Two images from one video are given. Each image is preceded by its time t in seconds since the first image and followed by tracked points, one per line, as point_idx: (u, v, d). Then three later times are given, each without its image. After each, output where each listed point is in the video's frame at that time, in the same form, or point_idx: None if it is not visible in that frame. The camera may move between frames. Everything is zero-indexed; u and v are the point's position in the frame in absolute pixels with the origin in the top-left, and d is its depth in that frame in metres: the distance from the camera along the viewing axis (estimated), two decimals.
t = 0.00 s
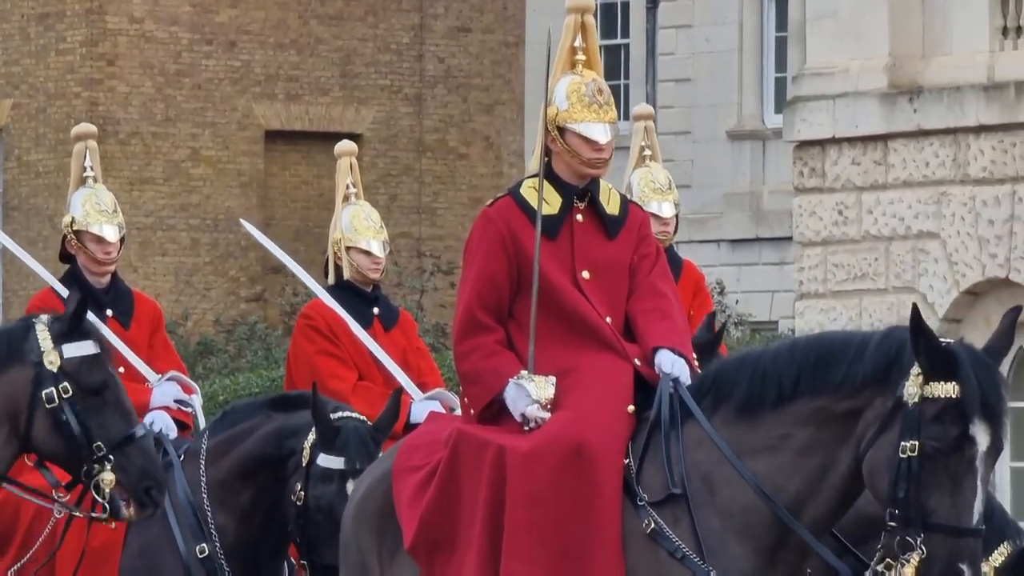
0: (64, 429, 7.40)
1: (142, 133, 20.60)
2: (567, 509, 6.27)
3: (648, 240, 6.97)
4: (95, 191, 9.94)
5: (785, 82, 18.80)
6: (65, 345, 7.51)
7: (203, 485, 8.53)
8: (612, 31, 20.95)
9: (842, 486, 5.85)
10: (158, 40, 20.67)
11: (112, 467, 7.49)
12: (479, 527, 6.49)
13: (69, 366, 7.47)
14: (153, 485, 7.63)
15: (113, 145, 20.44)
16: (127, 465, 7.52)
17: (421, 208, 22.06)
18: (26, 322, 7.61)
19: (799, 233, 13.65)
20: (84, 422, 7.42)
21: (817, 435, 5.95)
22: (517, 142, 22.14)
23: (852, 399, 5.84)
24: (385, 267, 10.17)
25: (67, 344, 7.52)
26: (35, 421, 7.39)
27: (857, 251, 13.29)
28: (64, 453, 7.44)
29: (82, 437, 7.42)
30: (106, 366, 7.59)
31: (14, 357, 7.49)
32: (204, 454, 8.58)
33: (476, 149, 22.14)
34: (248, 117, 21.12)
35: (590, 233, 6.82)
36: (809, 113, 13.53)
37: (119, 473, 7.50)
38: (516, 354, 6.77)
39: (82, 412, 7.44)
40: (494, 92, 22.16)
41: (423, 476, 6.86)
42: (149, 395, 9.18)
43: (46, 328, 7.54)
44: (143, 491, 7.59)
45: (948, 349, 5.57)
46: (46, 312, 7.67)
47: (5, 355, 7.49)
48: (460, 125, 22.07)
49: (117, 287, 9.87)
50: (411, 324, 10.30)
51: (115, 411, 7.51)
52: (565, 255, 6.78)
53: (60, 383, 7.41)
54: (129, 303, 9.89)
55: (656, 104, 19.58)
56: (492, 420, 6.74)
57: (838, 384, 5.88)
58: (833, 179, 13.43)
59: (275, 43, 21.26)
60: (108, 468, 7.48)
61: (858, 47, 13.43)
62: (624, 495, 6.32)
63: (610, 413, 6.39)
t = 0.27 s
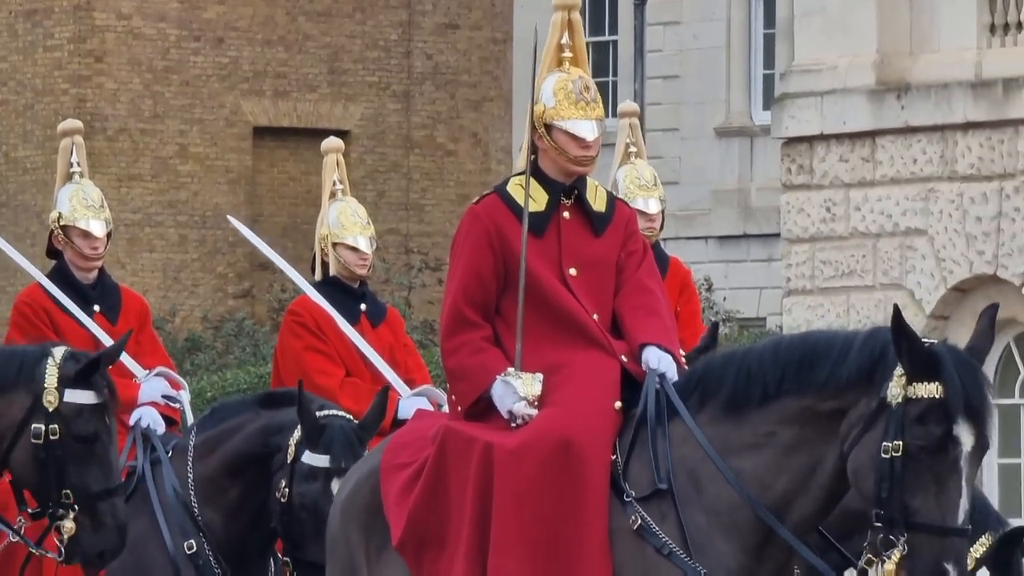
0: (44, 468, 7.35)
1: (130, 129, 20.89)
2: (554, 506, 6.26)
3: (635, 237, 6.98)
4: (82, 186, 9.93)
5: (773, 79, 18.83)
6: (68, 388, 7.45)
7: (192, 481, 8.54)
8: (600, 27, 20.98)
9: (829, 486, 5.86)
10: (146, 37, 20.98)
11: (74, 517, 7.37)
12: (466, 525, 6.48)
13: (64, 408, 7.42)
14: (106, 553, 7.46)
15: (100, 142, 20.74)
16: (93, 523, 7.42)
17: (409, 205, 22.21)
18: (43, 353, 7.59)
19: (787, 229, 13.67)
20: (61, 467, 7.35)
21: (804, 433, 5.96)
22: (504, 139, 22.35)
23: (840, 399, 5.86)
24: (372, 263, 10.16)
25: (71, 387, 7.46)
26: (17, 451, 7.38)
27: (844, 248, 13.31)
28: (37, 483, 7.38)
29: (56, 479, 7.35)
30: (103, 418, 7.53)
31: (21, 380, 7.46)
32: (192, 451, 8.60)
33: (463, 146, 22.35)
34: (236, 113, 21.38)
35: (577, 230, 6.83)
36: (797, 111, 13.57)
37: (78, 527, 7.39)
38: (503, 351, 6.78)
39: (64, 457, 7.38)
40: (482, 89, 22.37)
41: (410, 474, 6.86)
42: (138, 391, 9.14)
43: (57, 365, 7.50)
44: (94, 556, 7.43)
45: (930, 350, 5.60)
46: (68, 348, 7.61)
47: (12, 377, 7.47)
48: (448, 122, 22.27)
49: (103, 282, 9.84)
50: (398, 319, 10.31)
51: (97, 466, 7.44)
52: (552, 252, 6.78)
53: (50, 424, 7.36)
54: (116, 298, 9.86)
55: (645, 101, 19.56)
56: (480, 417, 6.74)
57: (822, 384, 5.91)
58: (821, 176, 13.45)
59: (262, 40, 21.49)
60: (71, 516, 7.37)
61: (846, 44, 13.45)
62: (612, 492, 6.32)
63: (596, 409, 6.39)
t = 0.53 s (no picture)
0: (23, 457, 7.60)
1: (118, 125, 20.96)
2: (540, 502, 6.26)
3: (622, 233, 6.98)
4: (69, 183, 9.94)
5: (761, 75, 18.85)
6: (43, 374, 7.68)
7: (179, 479, 8.52)
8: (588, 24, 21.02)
9: (815, 484, 5.90)
10: (133, 33, 21.05)
11: (58, 504, 7.62)
12: (453, 522, 6.47)
13: (42, 396, 7.66)
14: (95, 535, 7.67)
15: (89, 138, 20.82)
16: (77, 506, 7.65)
17: (398, 202, 22.21)
18: (18, 343, 7.83)
19: (774, 227, 13.67)
20: (40, 456, 7.60)
21: (791, 432, 5.98)
22: (493, 135, 22.35)
23: (827, 400, 5.87)
24: (361, 260, 10.19)
25: (46, 372, 7.69)
26: None
27: (832, 244, 13.32)
28: (20, 476, 7.63)
29: (36, 470, 7.60)
30: (81, 402, 7.75)
31: None
32: (180, 447, 8.57)
33: (452, 143, 22.33)
34: (224, 110, 21.39)
35: (564, 226, 6.84)
36: (785, 107, 13.56)
37: (64, 511, 7.64)
38: (490, 347, 6.78)
39: (43, 445, 7.63)
40: (470, 86, 22.37)
41: (398, 470, 6.86)
42: (125, 388, 9.15)
43: (30, 353, 7.73)
44: (84, 540, 7.66)
45: (912, 350, 5.62)
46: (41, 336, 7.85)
47: None
48: (437, 119, 22.26)
49: (90, 279, 9.82)
50: (387, 315, 10.30)
51: (76, 451, 7.66)
52: (540, 248, 6.79)
53: (27, 412, 7.61)
54: (102, 295, 9.82)
55: (633, 98, 19.52)
56: (467, 414, 6.74)
57: (808, 384, 5.93)
58: (809, 173, 13.45)
59: (251, 37, 21.52)
60: (54, 503, 7.61)
61: (834, 41, 13.43)
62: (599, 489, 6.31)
63: (583, 406, 6.39)
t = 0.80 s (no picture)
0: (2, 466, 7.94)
1: (104, 123, 20.97)
2: (526, 499, 6.27)
3: (609, 231, 6.99)
4: (56, 179, 9.95)
5: (747, 73, 18.86)
6: (25, 385, 8.01)
7: (162, 478, 8.47)
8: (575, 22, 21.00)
9: (801, 484, 5.90)
10: (120, 31, 21.06)
11: (30, 515, 7.97)
12: (438, 520, 6.47)
13: (22, 407, 7.98)
14: (59, 552, 8.03)
15: (75, 136, 20.83)
16: (46, 521, 8.01)
17: (385, 199, 22.21)
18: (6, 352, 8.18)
19: (761, 224, 13.69)
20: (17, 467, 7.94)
21: (777, 432, 5.99)
22: (479, 133, 22.32)
23: (809, 401, 5.90)
24: (350, 258, 10.19)
25: (28, 385, 8.01)
26: None
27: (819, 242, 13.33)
28: None
29: (11, 480, 7.94)
30: (61, 417, 8.07)
31: None
32: (162, 447, 8.52)
33: (438, 140, 22.33)
34: (210, 107, 21.40)
35: (550, 224, 6.84)
36: (772, 105, 13.58)
37: (34, 524, 7.99)
38: (476, 345, 6.78)
39: (20, 455, 7.97)
40: (457, 83, 22.34)
41: (383, 468, 6.86)
42: (110, 386, 9.17)
43: (15, 363, 8.06)
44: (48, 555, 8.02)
45: (894, 350, 5.63)
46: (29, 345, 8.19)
47: None
48: (423, 116, 22.25)
49: (77, 276, 9.80)
50: (374, 313, 10.27)
51: (51, 465, 8.00)
52: (526, 246, 6.79)
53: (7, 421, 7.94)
54: (89, 293, 9.80)
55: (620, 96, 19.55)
56: (453, 412, 6.75)
57: (792, 386, 5.94)
58: (796, 170, 13.46)
59: (237, 34, 21.52)
60: (25, 514, 7.96)
61: (821, 38, 13.47)
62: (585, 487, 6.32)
63: (569, 404, 6.40)
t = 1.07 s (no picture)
0: None
1: (92, 120, 20.96)
2: (514, 496, 6.27)
3: (595, 227, 7.00)
4: (43, 177, 9.93)
5: (734, 70, 18.88)
6: (17, 399, 7.91)
7: (149, 476, 8.46)
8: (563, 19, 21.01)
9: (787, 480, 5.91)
10: (108, 28, 21.04)
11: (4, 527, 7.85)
12: (427, 518, 6.48)
13: (10, 421, 7.88)
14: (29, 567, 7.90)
15: (63, 133, 20.83)
16: (21, 535, 7.87)
17: (372, 197, 22.23)
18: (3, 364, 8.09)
19: (748, 221, 13.70)
20: None
21: (764, 428, 6.01)
22: (467, 130, 22.32)
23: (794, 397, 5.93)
24: (339, 254, 10.20)
25: (20, 400, 7.92)
26: None
27: (806, 239, 13.35)
28: None
29: None
30: (49, 435, 7.96)
31: None
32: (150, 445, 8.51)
33: (426, 137, 22.34)
34: (198, 105, 21.42)
35: (537, 221, 6.85)
36: (760, 102, 13.60)
37: (9, 536, 7.86)
38: (463, 342, 6.79)
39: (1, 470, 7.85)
40: (445, 80, 22.34)
41: (371, 465, 6.87)
42: (98, 383, 9.19)
43: (10, 375, 7.97)
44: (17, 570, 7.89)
45: (877, 350, 5.64)
46: (26, 359, 8.09)
47: None
48: (411, 114, 22.26)
49: (64, 274, 9.82)
50: (364, 310, 10.31)
51: (30, 480, 7.86)
52: (512, 243, 6.80)
53: None
54: (76, 290, 9.83)
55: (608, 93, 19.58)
56: (440, 409, 6.75)
57: (780, 381, 5.96)
58: (783, 167, 13.48)
59: (225, 32, 21.53)
60: None
61: (807, 36, 13.48)
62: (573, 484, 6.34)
63: (557, 401, 6.41)
